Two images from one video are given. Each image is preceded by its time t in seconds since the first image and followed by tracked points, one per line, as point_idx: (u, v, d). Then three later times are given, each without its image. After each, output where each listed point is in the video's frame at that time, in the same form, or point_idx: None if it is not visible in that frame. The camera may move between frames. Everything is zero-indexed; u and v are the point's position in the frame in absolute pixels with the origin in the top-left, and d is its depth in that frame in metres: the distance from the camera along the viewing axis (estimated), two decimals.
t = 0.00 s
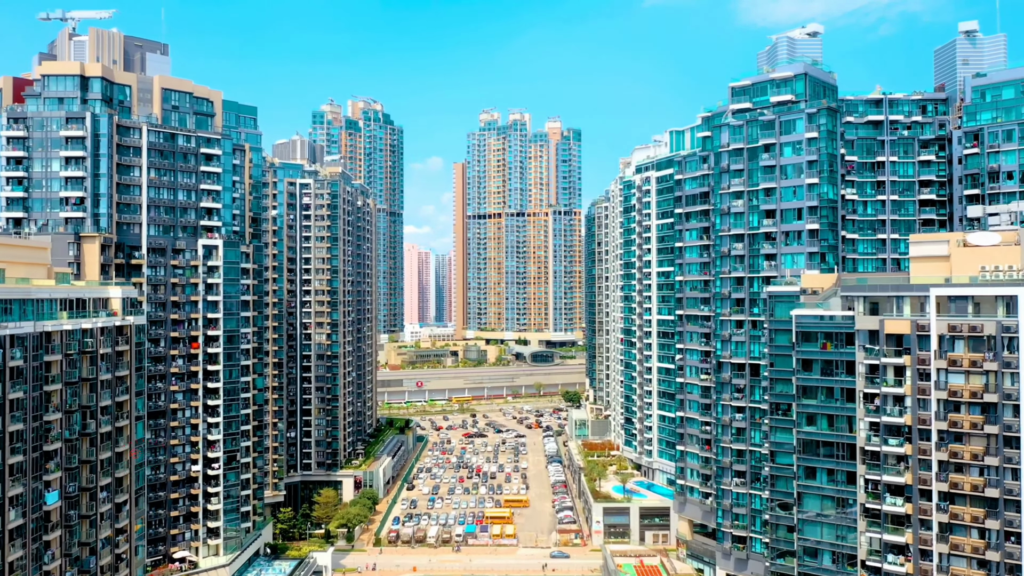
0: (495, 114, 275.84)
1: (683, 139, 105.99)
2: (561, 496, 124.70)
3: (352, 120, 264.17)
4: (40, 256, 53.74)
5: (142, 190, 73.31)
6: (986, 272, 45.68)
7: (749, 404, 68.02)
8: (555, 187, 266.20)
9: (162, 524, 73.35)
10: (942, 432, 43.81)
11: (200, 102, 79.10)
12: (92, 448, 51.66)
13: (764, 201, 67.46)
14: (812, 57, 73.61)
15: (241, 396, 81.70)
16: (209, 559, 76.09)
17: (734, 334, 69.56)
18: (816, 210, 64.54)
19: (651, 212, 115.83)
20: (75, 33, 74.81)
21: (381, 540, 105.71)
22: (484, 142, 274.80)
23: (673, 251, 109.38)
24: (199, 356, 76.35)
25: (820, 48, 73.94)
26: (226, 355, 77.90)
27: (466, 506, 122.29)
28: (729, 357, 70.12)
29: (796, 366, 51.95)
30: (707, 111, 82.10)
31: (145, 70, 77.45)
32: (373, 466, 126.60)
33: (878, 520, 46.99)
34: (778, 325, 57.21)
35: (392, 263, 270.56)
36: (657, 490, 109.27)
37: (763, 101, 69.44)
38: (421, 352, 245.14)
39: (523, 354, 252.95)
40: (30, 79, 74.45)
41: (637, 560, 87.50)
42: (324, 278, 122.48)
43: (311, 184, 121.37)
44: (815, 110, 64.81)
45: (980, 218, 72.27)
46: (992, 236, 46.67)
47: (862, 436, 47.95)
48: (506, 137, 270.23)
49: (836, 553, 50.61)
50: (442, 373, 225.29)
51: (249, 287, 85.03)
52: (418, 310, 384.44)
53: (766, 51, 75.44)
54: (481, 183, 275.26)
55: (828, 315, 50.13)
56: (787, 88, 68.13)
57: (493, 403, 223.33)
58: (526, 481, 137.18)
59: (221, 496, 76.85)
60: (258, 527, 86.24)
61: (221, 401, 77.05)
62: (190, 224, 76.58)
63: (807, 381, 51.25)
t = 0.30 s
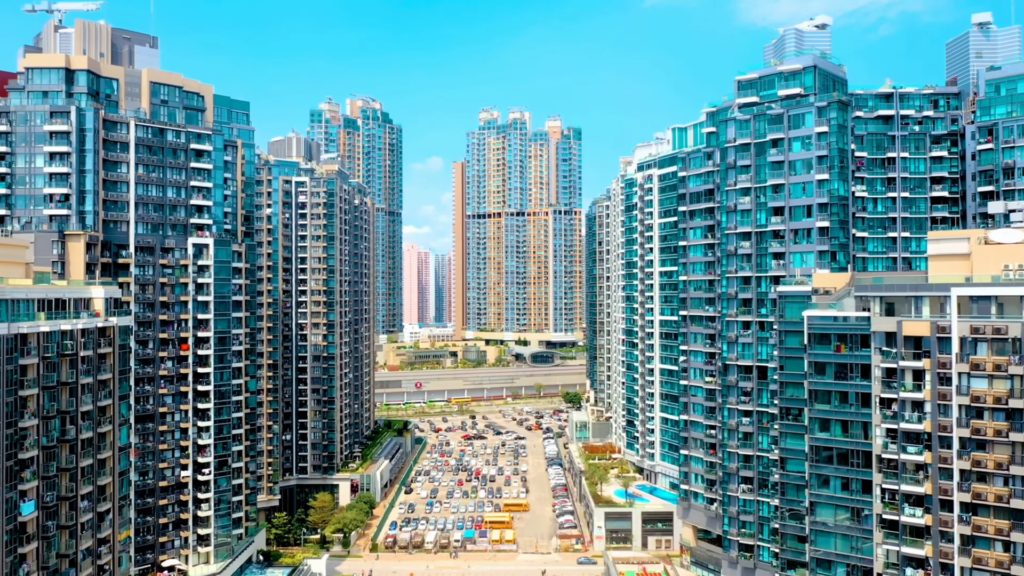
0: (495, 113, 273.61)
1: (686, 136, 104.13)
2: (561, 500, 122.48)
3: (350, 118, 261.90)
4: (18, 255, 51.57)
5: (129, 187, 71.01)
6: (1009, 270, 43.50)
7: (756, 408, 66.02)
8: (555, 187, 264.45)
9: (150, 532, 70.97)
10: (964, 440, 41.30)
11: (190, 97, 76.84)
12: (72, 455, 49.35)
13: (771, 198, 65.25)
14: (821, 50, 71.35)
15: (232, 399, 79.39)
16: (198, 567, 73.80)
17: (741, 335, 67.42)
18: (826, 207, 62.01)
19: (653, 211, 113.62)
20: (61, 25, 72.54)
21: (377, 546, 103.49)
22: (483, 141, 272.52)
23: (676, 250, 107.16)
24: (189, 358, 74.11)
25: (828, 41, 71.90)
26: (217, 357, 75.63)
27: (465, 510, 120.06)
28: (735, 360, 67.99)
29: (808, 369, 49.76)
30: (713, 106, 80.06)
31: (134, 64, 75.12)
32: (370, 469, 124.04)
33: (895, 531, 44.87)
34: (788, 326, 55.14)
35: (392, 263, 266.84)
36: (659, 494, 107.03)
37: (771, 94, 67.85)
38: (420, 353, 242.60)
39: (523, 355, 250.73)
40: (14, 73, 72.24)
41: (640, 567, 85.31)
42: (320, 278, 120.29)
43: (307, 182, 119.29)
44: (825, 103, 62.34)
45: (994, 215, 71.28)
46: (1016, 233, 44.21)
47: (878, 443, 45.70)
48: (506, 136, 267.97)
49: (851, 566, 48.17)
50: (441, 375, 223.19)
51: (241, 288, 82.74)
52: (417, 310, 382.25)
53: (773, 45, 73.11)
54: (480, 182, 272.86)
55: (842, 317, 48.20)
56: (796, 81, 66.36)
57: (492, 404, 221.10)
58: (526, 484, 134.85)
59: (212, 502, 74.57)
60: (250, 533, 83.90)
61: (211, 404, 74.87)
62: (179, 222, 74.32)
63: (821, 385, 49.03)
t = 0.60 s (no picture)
0: (494, 111, 271.18)
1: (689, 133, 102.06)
2: (562, 504, 120.23)
3: (349, 117, 259.31)
4: None
5: (116, 183, 68.80)
6: None
7: (764, 413, 63.63)
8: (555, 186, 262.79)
9: (138, 540, 68.64)
10: (988, 447, 39.03)
11: (179, 91, 74.63)
12: (50, 463, 47.07)
13: (780, 194, 62.97)
14: (830, 42, 69.01)
15: (222, 402, 77.05)
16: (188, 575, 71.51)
17: (748, 337, 65.19)
18: (837, 204, 60.07)
19: (656, 209, 111.36)
20: (46, 17, 70.20)
21: (374, 551, 101.28)
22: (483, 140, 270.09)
23: (678, 249, 104.97)
24: (178, 360, 71.86)
25: (837, 33, 69.33)
26: (207, 359, 73.39)
27: (464, 514, 117.77)
28: (742, 362, 65.80)
29: (822, 374, 47.71)
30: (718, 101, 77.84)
31: (121, 56, 72.79)
32: (367, 473, 121.68)
33: (915, 545, 42.47)
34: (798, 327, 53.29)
35: (390, 263, 264.64)
36: (662, 499, 104.87)
37: (779, 87, 65.49)
38: (419, 353, 239.99)
39: (523, 356, 248.79)
40: None
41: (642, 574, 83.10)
42: (316, 278, 118.11)
43: (303, 180, 117.12)
44: (836, 96, 60.28)
45: (1010, 211, 69.04)
46: None
47: (896, 451, 43.67)
48: (506, 135, 265.58)
49: None
50: (440, 376, 220.98)
51: (232, 287, 80.49)
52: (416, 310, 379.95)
53: (780, 36, 70.94)
54: (480, 181, 270.40)
55: (856, 317, 45.83)
56: (804, 74, 64.10)
57: (492, 405, 218.78)
58: (526, 488, 132.55)
59: (202, 509, 72.29)
60: (242, 540, 81.65)
61: (202, 407, 72.64)
62: (168, 219, 72.08)
63: (834, 390, 46.94)
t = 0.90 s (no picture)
0: (493, 110, 268.83)
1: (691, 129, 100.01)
2: (562, 508, 117.96)
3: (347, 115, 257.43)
4: None
5: (102, 179, 66.54)
6: None
7: (772, 417, 61.44)
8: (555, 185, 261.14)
9: (124, 548, 66.37)
10: (1015, 456, 36.98)
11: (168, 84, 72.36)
12: (26, 471, 44.86)
13: (789, 191, 60.70)
14: (840, 33, 66.59)
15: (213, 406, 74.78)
16: None
17: (756, 338, 62.94)
18: (849, 200, 57.95)
19: (659, 207, 109.16)
20: (30, 7, 67.94)
21: (370, 557, 99.06)
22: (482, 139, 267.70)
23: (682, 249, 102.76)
24: (166, 362, 69.56)
25: (847, 24, 66.89)
26: (197, 361, 71.15)
27: (463, 518, 115.53)
28: (749, 365, 63.64)
29: (837, 378, 45.46)
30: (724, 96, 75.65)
31: (108, 48, 70.63)
32: (364, 476, 119.58)
33: (936, 559, 40.08)
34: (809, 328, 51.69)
35: (388, 262, 262.52)
36: (665, 503, 102.68)
37: (787, 80, 63.29)
38: (418, 354, 237.36)
39: (523, 356, 245.79)
40: None
41: None
42: (312, 277, 115.98)
43: (298, 177, 114.99)
44: (847, 88, 58.12)
45: None
46: None
47: (915, 460, 41.04)
48: (505, 134, 263.14)
49: None
50: (439, 376, 218.82)
51: (223, 287, 78.28)
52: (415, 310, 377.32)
53: (788, 28, 68.78)
54: (479, 181, 268.15)
55: (873, 318, 43.61)
56: (814, 66, 61.97)
57: (491, 406, 216.50)
58: (526, 491, 130.27)
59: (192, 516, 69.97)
60: (233, 547, 79.40)
61: (191, 410, 70.43)
62: (156, 217, 69.80)
63: (850, 395, 44.76)
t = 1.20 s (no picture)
0: (493, 109, 266.34)
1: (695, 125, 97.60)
2: (562, 512, 115.69)
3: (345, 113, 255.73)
4: None
5: (86, 175, 64.28)
6: None
7: (780, 422, 59.53)
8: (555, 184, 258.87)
9: (109, 557, 64.09)
10: None
11: (156, 77, 70.10)
12: None
13: (799, 186, 58.36)
14: (851, 24, 64.24)
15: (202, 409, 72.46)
16: None
17: (765, 339, 60.64)
18: (862, 196, 55.52)
19: (661, 206, 106.96)
20: None
21: (366, 564, 96.74)
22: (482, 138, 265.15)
23: (685, 248, 100.51)
24: (154, 364, 67.27)
25: (858, 14, 64.69)
26: (186, 363, 68.82)
27: (461, 522, 113.18)
28: (757, 367, 61.36)
29: (853, 381, 43.58)
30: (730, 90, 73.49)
31: (93, 40, 68.82)
32: (360, 479, 117.06)
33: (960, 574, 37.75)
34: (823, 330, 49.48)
35: (387, 261, 260.28)
36: (668, 508, 100.26)
37: (797, 72, 60.98)
38: (416, 354, 234.85)
39: (523, 357, 244.86)
40: None
41: None
42: (307, 277, 113.69)
43: (294, 175, 112.85)
44: (860, 80, 55.80)
45: None
46: None
47: (938, 469, 39.15)
48: (505, 132, 260.61)
49: None
50: (438, 377, 216.64)
51: (214, 286, 75.97)
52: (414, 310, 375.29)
53: (797, 19, 66.45)
54: (478, 180, 265.89)
55: (892, 320, 41.55)
56: (825, 57, 59.69)
57: (491, 407, 214.37)
58: (526, 494, 127.95)
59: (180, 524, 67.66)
60: (224, 555, 77.02)
61: (179, 414, 68.09)
62: (144, 214, 67.49)
63: (866, 400, 42.91)
